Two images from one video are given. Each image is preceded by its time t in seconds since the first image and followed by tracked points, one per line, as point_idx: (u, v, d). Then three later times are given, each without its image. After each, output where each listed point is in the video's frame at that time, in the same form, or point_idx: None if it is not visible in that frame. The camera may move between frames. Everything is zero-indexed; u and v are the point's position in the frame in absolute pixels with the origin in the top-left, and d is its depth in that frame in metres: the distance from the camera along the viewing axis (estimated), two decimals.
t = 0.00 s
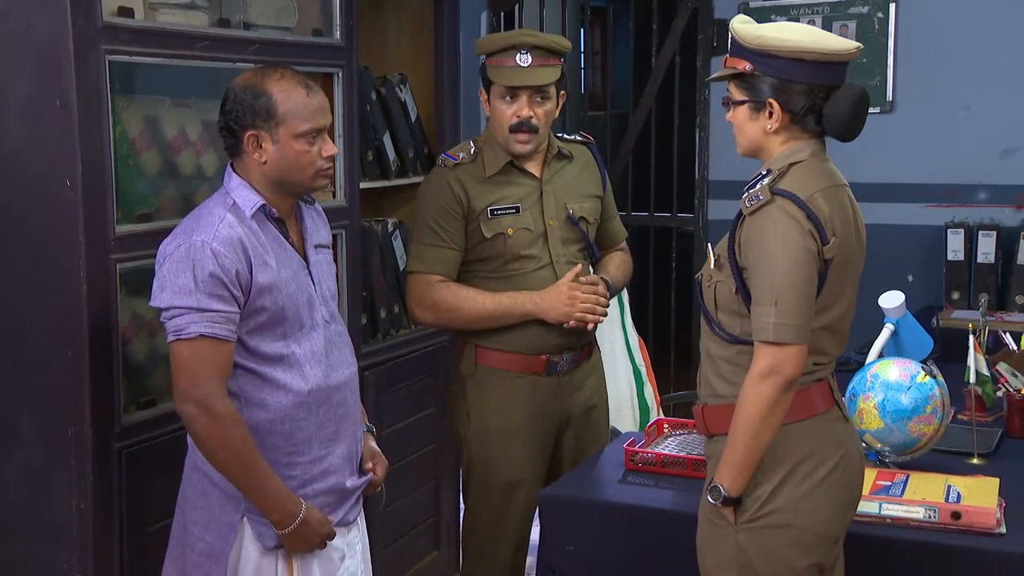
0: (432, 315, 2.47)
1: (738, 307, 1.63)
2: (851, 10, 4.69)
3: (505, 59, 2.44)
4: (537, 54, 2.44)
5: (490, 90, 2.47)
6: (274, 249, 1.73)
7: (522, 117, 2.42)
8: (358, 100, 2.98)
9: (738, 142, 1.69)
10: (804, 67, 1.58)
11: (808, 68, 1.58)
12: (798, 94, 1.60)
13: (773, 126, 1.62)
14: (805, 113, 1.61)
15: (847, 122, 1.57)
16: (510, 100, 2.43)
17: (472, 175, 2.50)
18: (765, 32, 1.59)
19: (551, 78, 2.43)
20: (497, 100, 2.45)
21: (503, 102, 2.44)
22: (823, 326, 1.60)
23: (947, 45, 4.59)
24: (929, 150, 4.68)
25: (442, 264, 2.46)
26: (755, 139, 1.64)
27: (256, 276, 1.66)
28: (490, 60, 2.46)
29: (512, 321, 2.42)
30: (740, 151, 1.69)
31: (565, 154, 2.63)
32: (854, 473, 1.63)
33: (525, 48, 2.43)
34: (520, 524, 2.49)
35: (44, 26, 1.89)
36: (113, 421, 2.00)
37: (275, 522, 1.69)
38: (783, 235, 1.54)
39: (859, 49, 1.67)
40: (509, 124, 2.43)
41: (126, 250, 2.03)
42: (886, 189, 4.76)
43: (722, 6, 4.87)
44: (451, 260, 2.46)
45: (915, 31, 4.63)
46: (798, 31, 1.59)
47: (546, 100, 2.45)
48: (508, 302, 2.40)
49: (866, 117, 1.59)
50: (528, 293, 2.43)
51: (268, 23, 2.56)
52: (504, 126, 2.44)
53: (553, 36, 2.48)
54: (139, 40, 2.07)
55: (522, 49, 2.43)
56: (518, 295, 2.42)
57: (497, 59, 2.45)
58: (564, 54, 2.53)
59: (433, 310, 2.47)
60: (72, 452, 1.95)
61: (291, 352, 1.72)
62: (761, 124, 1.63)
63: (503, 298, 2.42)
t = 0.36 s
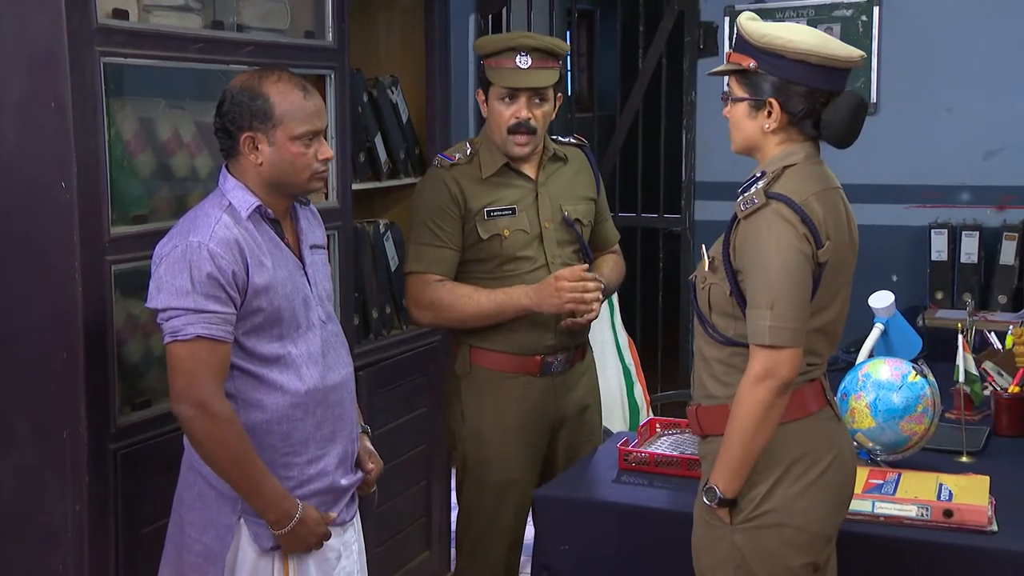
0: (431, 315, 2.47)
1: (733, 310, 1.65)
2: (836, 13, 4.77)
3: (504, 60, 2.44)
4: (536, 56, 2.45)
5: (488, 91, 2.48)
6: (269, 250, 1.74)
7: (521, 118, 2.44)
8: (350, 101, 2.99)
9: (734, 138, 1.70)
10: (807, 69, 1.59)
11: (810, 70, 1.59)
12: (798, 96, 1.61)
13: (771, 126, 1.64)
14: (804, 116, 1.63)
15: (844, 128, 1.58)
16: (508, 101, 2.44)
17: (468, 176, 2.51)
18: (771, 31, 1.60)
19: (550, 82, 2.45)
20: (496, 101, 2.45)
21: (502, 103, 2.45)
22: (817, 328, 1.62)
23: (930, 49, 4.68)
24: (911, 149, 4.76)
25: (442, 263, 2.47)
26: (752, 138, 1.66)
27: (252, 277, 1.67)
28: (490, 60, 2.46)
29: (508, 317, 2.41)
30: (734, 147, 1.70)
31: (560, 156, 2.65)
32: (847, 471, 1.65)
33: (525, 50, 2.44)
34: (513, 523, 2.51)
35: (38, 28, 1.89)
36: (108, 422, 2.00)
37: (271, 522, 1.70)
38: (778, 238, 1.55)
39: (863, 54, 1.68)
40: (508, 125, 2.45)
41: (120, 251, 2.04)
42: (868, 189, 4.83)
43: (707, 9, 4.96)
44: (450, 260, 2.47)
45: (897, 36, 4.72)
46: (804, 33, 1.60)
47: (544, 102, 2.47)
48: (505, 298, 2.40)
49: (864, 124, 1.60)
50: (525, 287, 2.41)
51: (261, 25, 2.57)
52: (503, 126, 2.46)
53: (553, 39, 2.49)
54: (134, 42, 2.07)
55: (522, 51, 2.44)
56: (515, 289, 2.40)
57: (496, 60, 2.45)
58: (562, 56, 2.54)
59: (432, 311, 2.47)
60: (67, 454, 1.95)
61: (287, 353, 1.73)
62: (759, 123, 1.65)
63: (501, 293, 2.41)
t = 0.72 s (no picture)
0: (432, 311, 2.46)
1: (731, 311, 1.66)
2: (823, 14, 4.77)
3: (505, 59, 2.45)
4: (536, 56, 2.46)
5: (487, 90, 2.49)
6: (266, 250, 1.74)
7: (520, 118, 2.44)
8: (343, 100, 2.99)
9: (730, 133, 1.71)
10: (811, 68, 1.60)
11: (813, 69, 1.60)
12: (798, 95, 1.62)
13: (769, 123, 1.65)
14: (802, 116, 1.64)
15: (840, 132, 1.59)
16: (507, 100, 2.45)
17: (466, 175, 2.51)
18: (778, 27, 1.61)
19: (550, 81, 2.46)
20: (494, 100, 2.46)
21: (501, 102, 2.45)
22: (815, 328, 1.63)
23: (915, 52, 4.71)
24: (898, 150, 4.78)
25: (441, 260, 2.47)
26: (749, 134, 1.67)
27: (249, 277, 1.67)
28: (490, 59, 2.47)
29: (508, 301, 2.40)
30: (730, 144, 1.72)
31: (556, 157, 2.65)
32: (844, 470, 1.66)
33: (525, 49, 2.45)
34: (508, 522, 2.52)
35: (33, 29, 1.89)
36: (103, 422, 2.00)
37: (268, 523, 1.70)
38: (776, 237, 1.56)
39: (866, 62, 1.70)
40: (506, 124, 2.45)
41: (116, 251, 2.04)
42: (856, 190, 4.86)
43: (694, 10, 4.98)
44: (450, 257, 2.48)
45: (883, 38, 4.75)
46: (811, 33, 1.61)
47: (542, 102, 2.47)
48: (500, 282, 2.38)
49: (860, 129, 1.61)
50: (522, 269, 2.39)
51: (254, 26, 2.57)
52: (500, 126, 2.46)
53: (553, 39, 2.50)
54: (129, 43, 2.07)
55: (523, 50, 2.45)
56: (511, 273, 2.39)
57: (497, 59, 2.46)
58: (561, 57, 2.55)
59: (432, 307, 2.46)
60: (63, 455, 1.95)
61: (283, 353, 1.73)
62: (757, 119, 1.66)
63: (496, 279, 2.40)
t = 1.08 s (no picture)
0: (428, 312, 2.47)
1: (736, 310, 1.66)
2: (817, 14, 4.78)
3: (504, 58, 2.45)
4: (535, 56, 2.46)
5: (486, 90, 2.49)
6: (266, 250, 1.74)
7: (519, 117, 2.43)
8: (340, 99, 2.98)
9: (733, 130, 1.72)
10: (811, 66, 1.60)
11: (816, 67, 1.60)
12: (802, 94, 1.62)
13: (769, 119, 1.66)
14: (801, 114, 1.64)
15: (840, 132, 1.59)
16: (506, 99, 2.44)
17: (464, 175, 2.51)
18: (783, 25, 1.62)
19: (549, 81, 2.46)
20: (494, 100, 2.45)
21: (500, 102, 2.45)
22: (820, 327, 1.64)
23: (909, 52, 4.72)
24: (892, 150, 4.79)
25: (436, 264, 2.47)
26: (751, 130, 1.68)
27: (249, 278, 1.66)
28: (489, 58, 2.47)
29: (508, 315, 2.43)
30: (734, 141, 1.72)
31: (556, 157, 2.65)
32: (849, 472, 1.66)
33: (524, 48, 2.45)
34: (508, 523, 2.51)
35: (31, 28, 1.88)
36: (102, 423, 1.99)
37: (267, 525, 1.69)
38: (781, 237, 1.56)
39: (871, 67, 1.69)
40: (505, 124, 2.44)
41: (114, 251, 2.03)
42: (850, 190, 4.87)
43: (689, 10, 4.98)
44: (446, 259, 2.47)
45: (876, 38, 4.75)
46: (816, 31, 1.62)
47: (542, 102, 2.47)
48: (501, 297, 2.42)
49: (862, 129, 1.61)
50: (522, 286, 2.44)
51: (252, 25, 2.56)
52: (500, 125, 2.45)
53: (553, 38, 2.50)
54: (127, 42, 2.06)
55: (522, 49, 2.45)
56: (512, 289, 2.43)
57: (496, 58, 2.46)
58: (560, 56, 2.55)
59: (428, 309, 2.47)
60: (61, 456, 1.94)
61: (284, 354, 1.72)
62: (758, 116, 1.67)
63: (497, 292, 2.43)
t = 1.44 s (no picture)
0: (417, 310, 2.47)
1: (743, 308, 1.66)
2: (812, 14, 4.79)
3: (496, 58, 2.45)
4: (527, 56, 2.44)
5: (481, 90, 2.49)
6: (269, 251, 1.73)
7: (510, 117, 2.43)
8: (338, 97, 2.98)
9: (739, 129, 1.72)
10: (819, 64, 1.61)
11: (823, 65, 1.60)
12: (809, 92, 1.62)
13: (775, 117, 1.66)
14: (808, 112, 1.64)
15: (846, 131, 1.59)
16: (500, 99, 2.45)
17: (462, 174, 2.50)
18: (789, 23, 1.62)
19: (540, 82, 2.44)
20: (488, 99, 2.46)
21: (493, 102, 2.46)
22: (827, 325, 1.63)
23: (905, 52, 4.72)
24: (888, 150, 4.80)
25: (429, 261, 2.46)
26: (757, 129, 1.68)
27: (252, 278, 1.66)
28: (482, 59, 2.47)
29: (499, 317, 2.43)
30: (739, 140, 1.73)
31: (557, 155, 2.65)
32: (855, 472, 1.66)
33: (516, 49, 2.43)
34: (508, 522, 2.51)
35: (31, 27, 1.87)
36: (102, 423, 1.99)
37: (269, 527, 1.69)
38: (788, 234, 1.56)
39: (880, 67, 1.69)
40: (497, 123, 2.45)
41: (113, 251, 2.02)
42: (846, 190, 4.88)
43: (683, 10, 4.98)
44: (439, 258, 2.47)
45: (871, 38, 4.75)
46: (822, 30, 1.61)
47: (535, 102, 2.46)
48: (492, 299, 2.42)
49: (868, 128, 1.61)
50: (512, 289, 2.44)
51: (251, 24, 2.55)
52: (492, 124, 2.46)
53: (546, 38, 2.47)
54: (127, 41, 2.05)
55: (512, 50, 2.44)
56: (501, 291, 2.43)
57: (489, 59, 2.46)
58: (557, 56, 2.52)
59: (418, 307, 2.47)
60: (60, 456, 1.94)
61: (287, 354, 1.72)
62: (764, 114, 1.67)
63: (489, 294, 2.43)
